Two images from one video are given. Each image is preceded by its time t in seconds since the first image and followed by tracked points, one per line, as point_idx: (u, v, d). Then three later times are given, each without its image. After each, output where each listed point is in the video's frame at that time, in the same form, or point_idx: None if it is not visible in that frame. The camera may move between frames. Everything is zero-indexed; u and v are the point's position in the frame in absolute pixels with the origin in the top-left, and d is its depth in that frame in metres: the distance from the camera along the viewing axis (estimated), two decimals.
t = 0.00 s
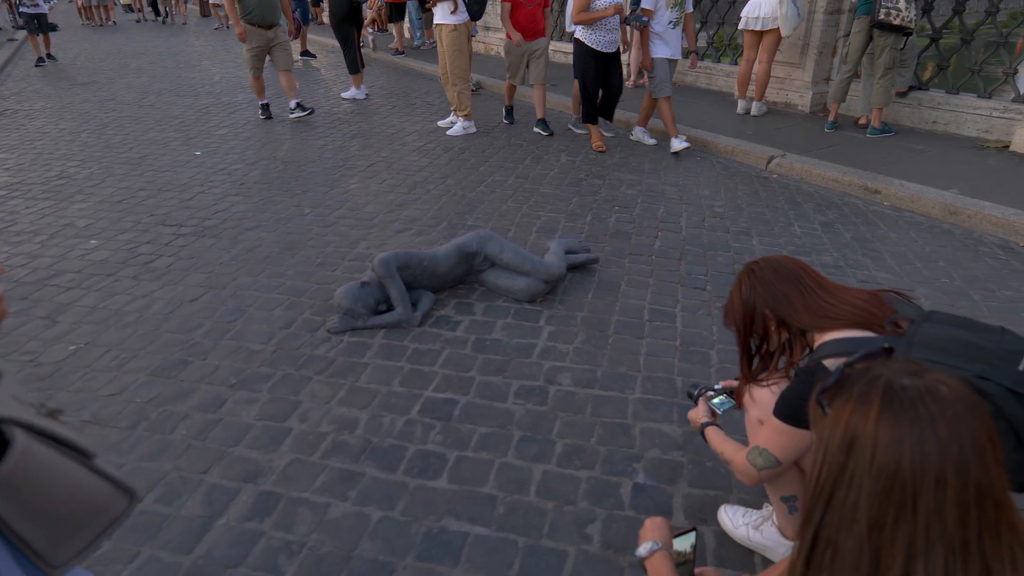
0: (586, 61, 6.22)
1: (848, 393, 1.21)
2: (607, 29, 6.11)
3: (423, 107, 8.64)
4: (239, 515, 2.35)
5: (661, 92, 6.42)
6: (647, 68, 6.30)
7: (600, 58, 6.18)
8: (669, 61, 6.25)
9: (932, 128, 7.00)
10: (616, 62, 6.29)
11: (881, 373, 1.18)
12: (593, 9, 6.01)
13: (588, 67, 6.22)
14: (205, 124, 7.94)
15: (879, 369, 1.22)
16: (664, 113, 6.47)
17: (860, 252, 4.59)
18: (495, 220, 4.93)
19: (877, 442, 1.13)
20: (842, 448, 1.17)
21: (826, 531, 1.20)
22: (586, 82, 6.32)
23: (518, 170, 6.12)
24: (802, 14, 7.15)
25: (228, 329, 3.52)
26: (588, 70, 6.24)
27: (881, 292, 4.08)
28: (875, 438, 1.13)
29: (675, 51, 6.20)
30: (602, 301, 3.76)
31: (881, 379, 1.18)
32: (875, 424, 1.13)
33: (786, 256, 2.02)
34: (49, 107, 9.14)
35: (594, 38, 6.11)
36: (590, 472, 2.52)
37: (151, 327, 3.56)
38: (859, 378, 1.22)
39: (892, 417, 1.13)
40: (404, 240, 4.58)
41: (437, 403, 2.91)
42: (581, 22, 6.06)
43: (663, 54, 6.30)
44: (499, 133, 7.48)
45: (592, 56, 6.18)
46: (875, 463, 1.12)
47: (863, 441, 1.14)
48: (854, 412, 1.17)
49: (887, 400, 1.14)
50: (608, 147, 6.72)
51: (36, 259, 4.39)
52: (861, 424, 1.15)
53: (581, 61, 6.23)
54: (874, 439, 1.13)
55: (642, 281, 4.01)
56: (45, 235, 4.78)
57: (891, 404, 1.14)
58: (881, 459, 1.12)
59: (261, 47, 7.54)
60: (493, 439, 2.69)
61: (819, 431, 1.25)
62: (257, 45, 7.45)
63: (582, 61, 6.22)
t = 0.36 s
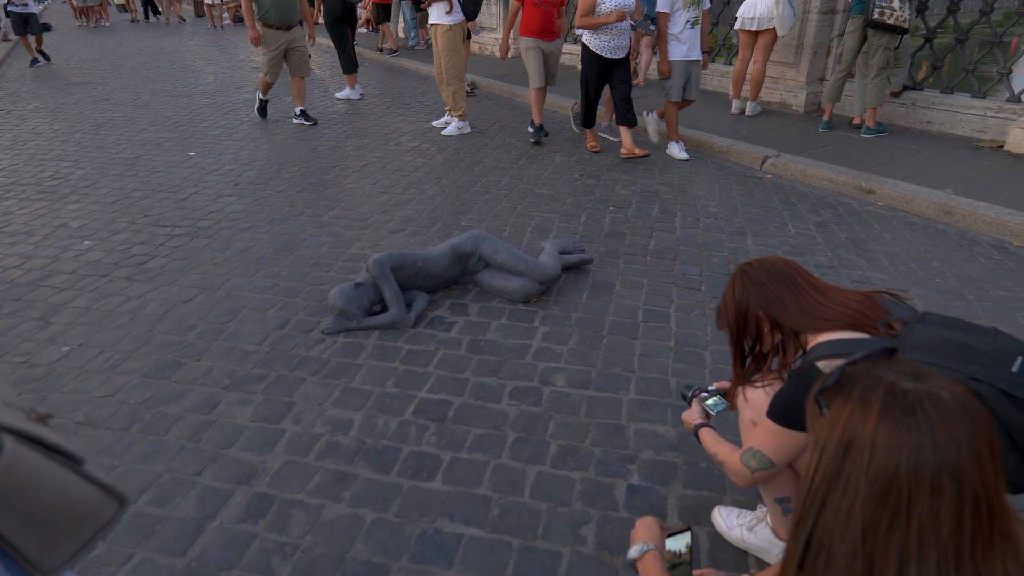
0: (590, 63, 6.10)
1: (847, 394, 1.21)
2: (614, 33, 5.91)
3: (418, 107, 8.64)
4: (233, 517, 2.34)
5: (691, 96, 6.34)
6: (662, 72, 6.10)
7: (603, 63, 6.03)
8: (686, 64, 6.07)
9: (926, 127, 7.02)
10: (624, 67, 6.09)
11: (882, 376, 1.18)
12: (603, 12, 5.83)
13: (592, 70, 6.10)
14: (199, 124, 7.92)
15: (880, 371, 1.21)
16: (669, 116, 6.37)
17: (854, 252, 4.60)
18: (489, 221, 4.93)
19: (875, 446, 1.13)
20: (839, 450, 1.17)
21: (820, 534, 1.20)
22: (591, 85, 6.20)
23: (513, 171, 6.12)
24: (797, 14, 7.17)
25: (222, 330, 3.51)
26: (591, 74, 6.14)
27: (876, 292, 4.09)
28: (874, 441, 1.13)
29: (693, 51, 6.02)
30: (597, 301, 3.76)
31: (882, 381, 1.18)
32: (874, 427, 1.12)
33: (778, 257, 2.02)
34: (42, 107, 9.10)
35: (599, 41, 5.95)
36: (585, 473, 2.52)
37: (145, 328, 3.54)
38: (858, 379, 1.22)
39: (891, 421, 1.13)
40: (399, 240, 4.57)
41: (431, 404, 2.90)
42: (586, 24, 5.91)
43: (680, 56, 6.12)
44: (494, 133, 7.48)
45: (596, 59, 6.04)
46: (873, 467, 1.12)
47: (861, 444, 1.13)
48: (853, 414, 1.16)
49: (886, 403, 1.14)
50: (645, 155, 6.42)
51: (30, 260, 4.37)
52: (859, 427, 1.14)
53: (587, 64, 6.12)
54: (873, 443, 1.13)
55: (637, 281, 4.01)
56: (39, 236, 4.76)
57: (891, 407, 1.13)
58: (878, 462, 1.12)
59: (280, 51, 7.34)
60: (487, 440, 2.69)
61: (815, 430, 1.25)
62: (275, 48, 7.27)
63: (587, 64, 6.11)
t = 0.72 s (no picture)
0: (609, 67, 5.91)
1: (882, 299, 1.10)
2: (635, 33, 5.69)
3: (418, 107, 8.64)
4: (235, 518, 2.34)
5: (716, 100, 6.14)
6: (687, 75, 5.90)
7: (625, 66, 5.84)
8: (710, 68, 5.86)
9: (926, 128, 7.02)
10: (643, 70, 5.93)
11: (923, 281, 1.07)
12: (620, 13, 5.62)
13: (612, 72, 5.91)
14: (199, 124, 7.92)
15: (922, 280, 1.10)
16: (673, 115, 6.36)
17: (855, 253, 4.60)
18: (489, 221, 4.93)
19: (906, 347, 1.01)
20: (866, 352, 1.06)
21: (839, 442, 1.08)
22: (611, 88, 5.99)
23: (513, 171, 6.12)
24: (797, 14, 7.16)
25: (223, 330, 3.50)
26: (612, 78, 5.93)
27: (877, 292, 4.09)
28: (905, 341, 1.02)
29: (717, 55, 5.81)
30: (598, 302, 3.76)
31: (921, 286, 1.07)
32: (906, 329, 1.02)
33: (781, 257, 2.02)
34: (41, 107, 9.10)
35: (618, 43, 5.77)
36: (588, 474, 2.51)
37: (146, 329, 3.54)
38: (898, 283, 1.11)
39: (926, 323, 1.02)
40: (399, 240, 4.56)
41: (433, 404, 2.90)
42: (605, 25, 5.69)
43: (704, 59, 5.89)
44: (494, 133, 7.48)
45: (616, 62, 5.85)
46: (900, 368, 1.01)
47: (892, 343, 1.02)
48: (885, 316, 1.06)
49: (922, 306, 1.03)
50: (645, 163, 6.25)
51: (29, 260, 4.37)
52: (890, 329, 1.04)
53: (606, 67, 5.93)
54: (903, 343, 1.02)
55: (638, 282, 4.01)
56: (39, 237, 4.74)
57: (927, 310, 1.03)
58: (906, 363, 1.01)
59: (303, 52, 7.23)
60: (489, 441, 2.68)
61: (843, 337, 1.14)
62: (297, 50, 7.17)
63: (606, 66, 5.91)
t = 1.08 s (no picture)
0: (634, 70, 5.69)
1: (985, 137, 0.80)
2: (658, 36, 5.54)
3: (420, 107, 8.64)
4: (240, 518, 2.34)
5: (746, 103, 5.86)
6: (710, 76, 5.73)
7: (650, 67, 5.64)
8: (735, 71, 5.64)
9: (929, 127, 7.01)
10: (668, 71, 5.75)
11: None
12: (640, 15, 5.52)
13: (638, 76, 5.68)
14: (201, 124, 7.92)
15: None
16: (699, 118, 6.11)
17: (858, 253, 4.59)
18: (492, 221, 4.92)
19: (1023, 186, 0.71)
20: (959, 206, 0.76)
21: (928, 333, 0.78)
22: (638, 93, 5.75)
23: (516, 171, 6.12)
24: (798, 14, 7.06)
25: (227, 330, 3.51)
26: (637, 80, 5.72)
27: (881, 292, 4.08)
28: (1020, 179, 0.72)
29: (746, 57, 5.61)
30: (602, 302, 3.76)
31: None
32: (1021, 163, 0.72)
33: (786, 258, 2.02)
34: (44, 107, 9.12)
35: (643, 45, 5.56)
36: (592, 475, 2.51)
37: (150, 329, 3.54)
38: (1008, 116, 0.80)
39: None
40: (402, 241, 4.56)
41: (438, 405, 2.90)
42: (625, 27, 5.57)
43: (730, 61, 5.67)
44: (496, 133, 7.48)
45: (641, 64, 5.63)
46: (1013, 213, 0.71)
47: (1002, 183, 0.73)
48: (990, 156, 0.76)
49: None
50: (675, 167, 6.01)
51: (33, 260, 4.37)
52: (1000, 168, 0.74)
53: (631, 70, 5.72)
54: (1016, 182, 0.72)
55: (641, 282, 4.01)
56: (42, 237, 4.75)
57: None
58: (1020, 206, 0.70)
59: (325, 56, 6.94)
60: (494, 442, 2.68)
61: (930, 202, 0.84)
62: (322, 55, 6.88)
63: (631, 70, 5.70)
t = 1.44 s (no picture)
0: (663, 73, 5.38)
1: None
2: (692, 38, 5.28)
3: (423, 107, 8.66)
4: (245, 518, 2.35)
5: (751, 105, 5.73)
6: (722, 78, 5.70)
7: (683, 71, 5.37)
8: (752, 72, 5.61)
9: (934, 127, 6.99)
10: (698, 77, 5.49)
11: None
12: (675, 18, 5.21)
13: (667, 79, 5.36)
14: (205, 124, 7.94)
15: None
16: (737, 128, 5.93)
17: (862, 253, 4.58)
18: (496, 221, 4.93)
19: None
20: None
21: None
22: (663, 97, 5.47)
23: (519, 171, 6.13)
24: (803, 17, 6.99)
25: (231, 330, 3.51)
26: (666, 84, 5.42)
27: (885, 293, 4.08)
28: None
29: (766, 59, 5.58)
30: (605, 302, 3.76)
31: None
32: None
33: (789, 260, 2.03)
34: (49, 107, 9.16)
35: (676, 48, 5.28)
36: (596, 475, 2.51)
37: (154, 329, 3.55)
38: None
39: None
40: (406, 240, 4.57)
41: (442, 405, 2.90)
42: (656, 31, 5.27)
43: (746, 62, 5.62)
44: (499, 133, 7.48)
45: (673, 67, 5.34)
46: None
47: None
48: None
49: None
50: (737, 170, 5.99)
51: (39, 260, 4.39)
52: None
53: (659, 73, 5.42)
54: None
55: (645, 282, 4.01)
56: (47, 237, 4.77)
57: None
58: None
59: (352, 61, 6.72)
60: (498, 442, 2.69)
61: None
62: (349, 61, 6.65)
63: (659, 73, 5.40)
